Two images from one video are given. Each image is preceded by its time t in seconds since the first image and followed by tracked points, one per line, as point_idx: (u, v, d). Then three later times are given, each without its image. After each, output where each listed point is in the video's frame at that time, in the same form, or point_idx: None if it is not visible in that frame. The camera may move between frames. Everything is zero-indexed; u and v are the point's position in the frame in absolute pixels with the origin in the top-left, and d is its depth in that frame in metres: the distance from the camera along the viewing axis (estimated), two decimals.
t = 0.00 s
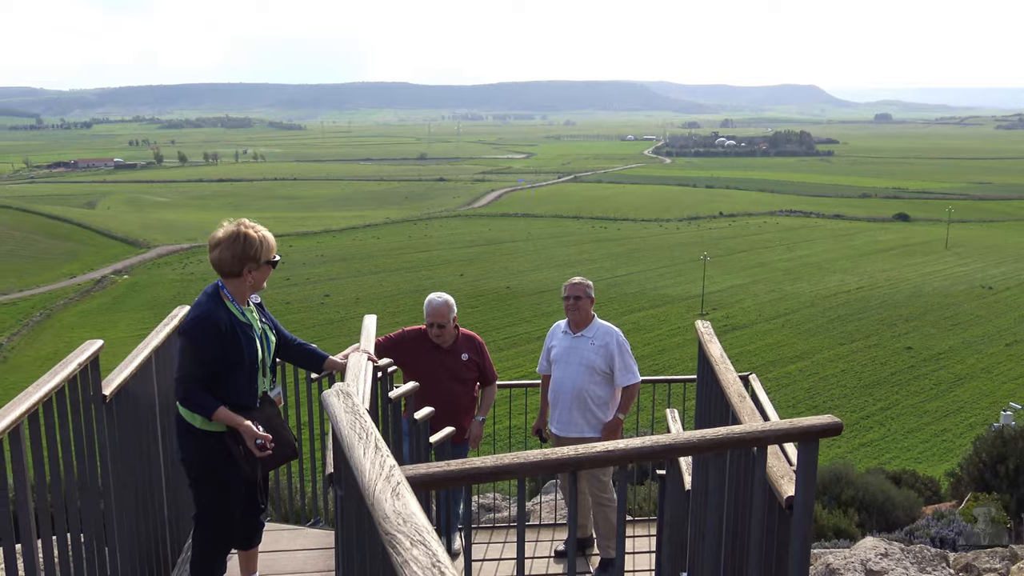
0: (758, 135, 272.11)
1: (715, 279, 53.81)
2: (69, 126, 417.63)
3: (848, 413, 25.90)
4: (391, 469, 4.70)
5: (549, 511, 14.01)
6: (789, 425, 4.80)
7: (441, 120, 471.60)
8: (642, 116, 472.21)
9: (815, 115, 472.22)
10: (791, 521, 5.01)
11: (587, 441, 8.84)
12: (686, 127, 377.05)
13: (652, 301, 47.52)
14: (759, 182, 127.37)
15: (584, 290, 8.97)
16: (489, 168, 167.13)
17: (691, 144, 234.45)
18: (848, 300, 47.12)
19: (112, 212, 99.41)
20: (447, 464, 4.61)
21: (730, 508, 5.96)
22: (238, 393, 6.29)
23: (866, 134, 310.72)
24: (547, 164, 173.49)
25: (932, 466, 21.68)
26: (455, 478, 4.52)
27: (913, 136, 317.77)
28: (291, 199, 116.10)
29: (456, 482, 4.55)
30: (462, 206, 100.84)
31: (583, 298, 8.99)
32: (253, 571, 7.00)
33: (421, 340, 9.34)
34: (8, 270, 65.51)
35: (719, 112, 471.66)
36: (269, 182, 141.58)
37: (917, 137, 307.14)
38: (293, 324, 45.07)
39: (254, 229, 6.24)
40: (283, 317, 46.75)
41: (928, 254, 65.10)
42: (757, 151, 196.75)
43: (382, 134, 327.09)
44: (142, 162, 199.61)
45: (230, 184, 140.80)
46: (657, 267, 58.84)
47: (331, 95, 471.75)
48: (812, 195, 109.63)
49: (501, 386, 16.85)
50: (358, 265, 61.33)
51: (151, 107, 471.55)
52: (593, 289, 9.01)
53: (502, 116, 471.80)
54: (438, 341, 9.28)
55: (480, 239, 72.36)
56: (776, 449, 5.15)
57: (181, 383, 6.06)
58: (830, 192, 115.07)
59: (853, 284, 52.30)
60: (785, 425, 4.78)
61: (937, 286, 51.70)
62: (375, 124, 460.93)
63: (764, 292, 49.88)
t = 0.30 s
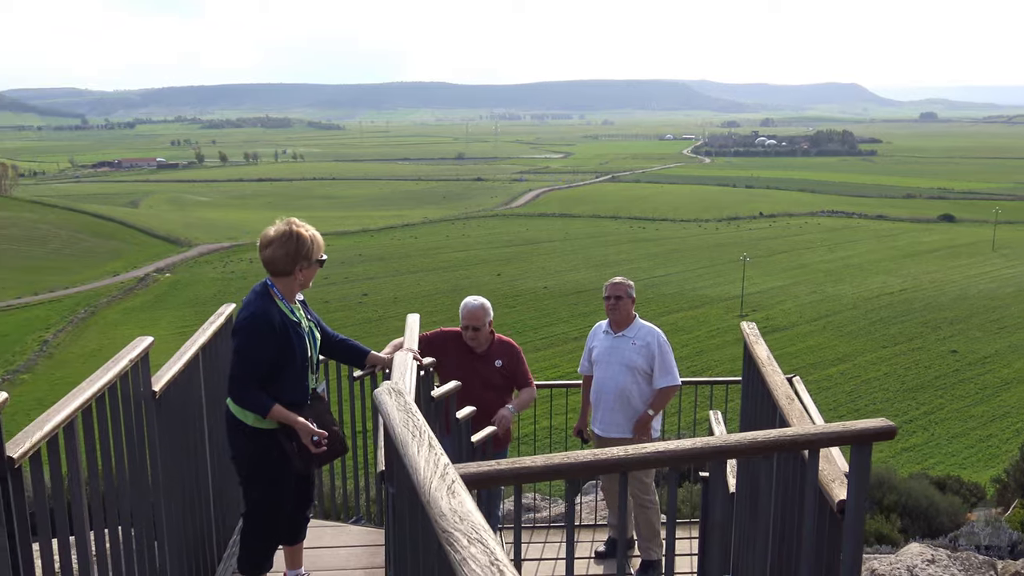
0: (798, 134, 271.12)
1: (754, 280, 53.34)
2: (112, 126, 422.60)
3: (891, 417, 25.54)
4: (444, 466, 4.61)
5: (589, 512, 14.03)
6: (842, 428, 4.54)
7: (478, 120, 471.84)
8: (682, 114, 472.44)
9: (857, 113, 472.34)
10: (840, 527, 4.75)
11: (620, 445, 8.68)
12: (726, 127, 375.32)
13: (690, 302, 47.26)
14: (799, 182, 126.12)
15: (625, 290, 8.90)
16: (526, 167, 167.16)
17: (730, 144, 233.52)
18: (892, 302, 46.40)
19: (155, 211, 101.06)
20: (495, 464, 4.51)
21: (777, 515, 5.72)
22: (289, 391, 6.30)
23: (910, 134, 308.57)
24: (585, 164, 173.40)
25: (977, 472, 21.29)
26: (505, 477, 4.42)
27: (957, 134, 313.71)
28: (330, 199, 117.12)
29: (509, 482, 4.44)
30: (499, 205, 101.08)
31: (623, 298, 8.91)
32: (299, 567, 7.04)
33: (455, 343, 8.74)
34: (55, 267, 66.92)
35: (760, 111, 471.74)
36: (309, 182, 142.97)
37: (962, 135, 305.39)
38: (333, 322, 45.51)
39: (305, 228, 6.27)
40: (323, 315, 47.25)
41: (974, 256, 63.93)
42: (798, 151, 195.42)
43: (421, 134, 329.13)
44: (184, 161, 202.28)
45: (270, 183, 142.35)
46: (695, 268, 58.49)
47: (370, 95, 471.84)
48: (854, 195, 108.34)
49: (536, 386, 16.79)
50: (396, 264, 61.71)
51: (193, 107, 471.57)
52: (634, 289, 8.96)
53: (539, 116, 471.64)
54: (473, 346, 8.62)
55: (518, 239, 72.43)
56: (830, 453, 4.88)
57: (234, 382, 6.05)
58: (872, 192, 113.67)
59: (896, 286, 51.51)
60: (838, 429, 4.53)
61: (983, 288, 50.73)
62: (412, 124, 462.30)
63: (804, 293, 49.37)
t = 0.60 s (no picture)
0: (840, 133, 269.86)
1: (793, 281, 52.80)
2: (153, 125, 425.88)
3: (934, 420, 25.19)
4: (498, 462, 4.44)
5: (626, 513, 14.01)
6: (896, 430, 4.31)
7: (515, 119, 472.01)
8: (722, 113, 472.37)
9: (901, 112, 470.39)
10: (895, 531, 4.51)
11: (671, 444, 8.57)
12: (766, 125, 373.13)
13: (728, 303, 46.89)
14: (840, 182, 124.59)
15: (666, 290, 8.83)
16: (562, 166, 166.88)
17: (770, 143, 232.41)
18: (935, 305, 45.65)
19: (195, 210, 102.39)
20: (547, 461, 4.33)
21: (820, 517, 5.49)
22: (337, 387, 6.27)
23: (955, 134, 306.38)
24: (622, 163, 173.10)
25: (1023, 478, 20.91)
26: (561, 475, 4.23)
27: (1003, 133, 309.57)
28: (367, 198, 117.82)
29: (564, 480, 4.27)
30: (535, 204, 101.14)
31: (665, 298, 8.83)
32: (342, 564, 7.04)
33: (476, 339, 8.46)
34: (97, 265, 68.12)
35: (801, 109, 471.19)
36: (346, 181, 143.96)
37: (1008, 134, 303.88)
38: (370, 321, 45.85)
39: (356, 227, 6.28)
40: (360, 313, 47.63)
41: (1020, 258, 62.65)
42: (840, 150, 193.67)
43: (460, 133, 330.57)
44: (224, 160, 204.39)
45: (308, 182, 143.48)
46: (733, 268, 58.06)
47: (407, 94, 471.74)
48: (895, 195, 106.87)
49: (566, 387, 16.73)
50: (432, 263, 61.92)
51: (232, 106, 471.70)
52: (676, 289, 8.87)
53: (576, 114, 471.84)
54: (490, 343, 8.33)
55: (553, 238, 72.36)
56: (881, 456, 4.70)
57: (283, 379, 6.03)
58: (915, 192, 112.04)
59: (939, 288, 50.63)
60: (890, 430, 4.31)
61: None
62: (448, 123, 462.68)
63: (844, 295, 48.82)
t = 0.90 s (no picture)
0: (881, 133, 268.04)
1: (831, 282, 52.23)
2: (193, 124, 428.65)
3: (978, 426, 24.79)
4: (552, 461, 4.33)
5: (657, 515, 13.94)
6: (953, 435, 4.17)
7: (551, 117, 471.99)
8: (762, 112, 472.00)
9: (946, 111, 471.95)
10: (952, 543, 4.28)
11: (706, 444, 8.48)
12: (805, 124, 370.46)
13: (765, 304, 46.53)
14: (881, 182, 123.00)
15: (706, 289, 8.78)
16: (598, 165, 166.29)
17: (809, 142, 230.74)
18: (978, 308, 44.86)
19: (234, 206, 103.63)
20: (598, 460, 4.23)
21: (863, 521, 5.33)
22: (378, 383, 6.25)
23: (1000, 133, 302.88)
24: (660, 162, 172.42)
25: None
26: (613, 475, 4.12)
27: None
28: (403, 196, 118.34)
29: (617, 480, 4.17)
30: (571, 203, 101.09)
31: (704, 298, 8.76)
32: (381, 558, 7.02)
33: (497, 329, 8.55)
34: (138, 260, 69.27)
35: (842, 109, 471.44)
36: (383, 179, 144.80)
37: None
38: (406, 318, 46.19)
39: (407, 226, 6.25)
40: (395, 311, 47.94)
41: None
42: (882, 149, 191.56)
43: (496, 132, 331.60)
44: (263, 157, 206.18)
45: (345, 179, 144.45)
46: (771, 269, 57.58)
47: (444, 93, 471.92)
48: (937, 196, 105.28)
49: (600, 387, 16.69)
50: (467, 261, 62.10)
51: (272, 104, 471.31)
52: (717, 290, 8.79)
53: (613, 113, 471.82)
54: (511, 332, 8.40)
55: (588, 237, 72.18)
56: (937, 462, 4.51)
57: (328, 374, 6.04)
58: (958, 192, 110.30)
59: (982, 291, 49.75)
60: (948, 437, 4.16)
61: None
62: (484, 122, 462.71)
63: (884, 297, 48.17)
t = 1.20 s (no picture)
0: (925, 133, 266.29)
1: (873, 284, 51.57)
2: (234, 121, 432.29)
3: None
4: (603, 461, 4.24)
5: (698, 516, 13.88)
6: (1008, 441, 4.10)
7: (590, 116, 472.18)
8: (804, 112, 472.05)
9: (992, 111, 472.02)
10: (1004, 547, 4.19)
11: (744, 447, 8.38)
12: (847, 123, 368.18)
13: (804, 305, 46.11)
14: (924, 183, 121.21)
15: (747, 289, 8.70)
16: (636, 164, 165.48)
17: (851, 142, 229.01)
18: None
19: (274, 202, 104.81)
20: (648, 461, 4.18)
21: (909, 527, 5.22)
22: (420, 380, 6.24)
23: None
24: (699, 161, 171.55)
25: None
26: (660, 477, 4.08)
27: None
28: (441, 194, 118.74)
29: (665, 482, 4.12)
30: (608, 202, 100.94)
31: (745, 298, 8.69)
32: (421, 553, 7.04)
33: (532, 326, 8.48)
34: (180, 255, 70.40)
35: (886, 108, 471.60)
36: (421, 176, 145.40)
37: None
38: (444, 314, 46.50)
39: (451, 224, 6.19)
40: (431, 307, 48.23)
41: None
42: (926, 149, 189.12)
43: (535, 130, 332.33)
44: (303, 154, 207.45)
45: (384, 176, 145.21)
46: (810, 270, 57.00)
47: (483, 91, 471.92)
48: (983, 197, 103.45)
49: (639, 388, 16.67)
50: (504, 259, 62.22)
51: (313, 101, 471.41)
52: (758, 290, 8.72)
53: (652, 111, 471.83)
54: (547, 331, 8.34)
55: (626, 236, 71.93)
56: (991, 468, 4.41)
57: (371, 371, 6.04)
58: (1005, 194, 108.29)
59: None
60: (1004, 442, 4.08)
61: None
62: (522, 120, 462.45)
63: (927, 299, 47.44)
